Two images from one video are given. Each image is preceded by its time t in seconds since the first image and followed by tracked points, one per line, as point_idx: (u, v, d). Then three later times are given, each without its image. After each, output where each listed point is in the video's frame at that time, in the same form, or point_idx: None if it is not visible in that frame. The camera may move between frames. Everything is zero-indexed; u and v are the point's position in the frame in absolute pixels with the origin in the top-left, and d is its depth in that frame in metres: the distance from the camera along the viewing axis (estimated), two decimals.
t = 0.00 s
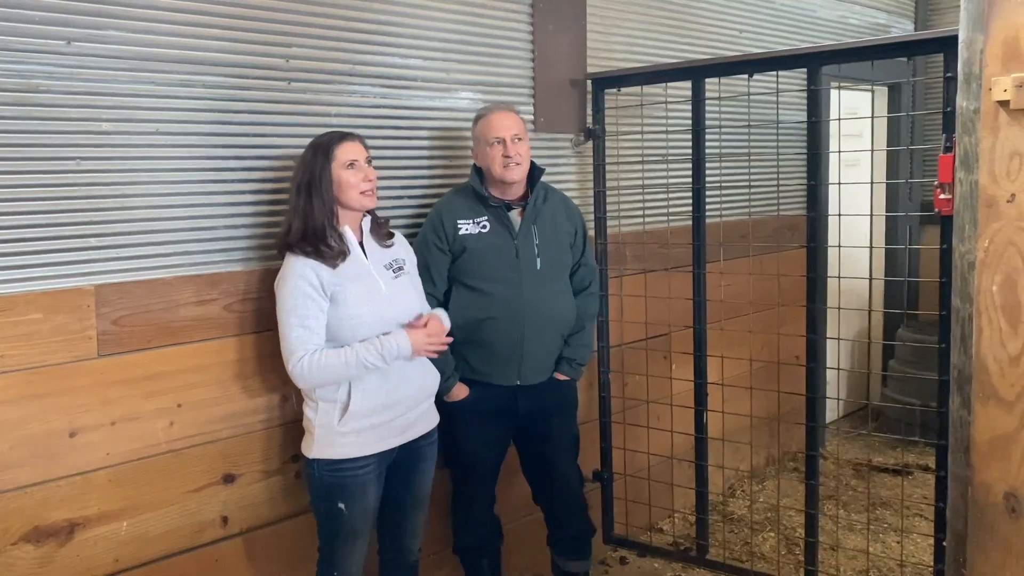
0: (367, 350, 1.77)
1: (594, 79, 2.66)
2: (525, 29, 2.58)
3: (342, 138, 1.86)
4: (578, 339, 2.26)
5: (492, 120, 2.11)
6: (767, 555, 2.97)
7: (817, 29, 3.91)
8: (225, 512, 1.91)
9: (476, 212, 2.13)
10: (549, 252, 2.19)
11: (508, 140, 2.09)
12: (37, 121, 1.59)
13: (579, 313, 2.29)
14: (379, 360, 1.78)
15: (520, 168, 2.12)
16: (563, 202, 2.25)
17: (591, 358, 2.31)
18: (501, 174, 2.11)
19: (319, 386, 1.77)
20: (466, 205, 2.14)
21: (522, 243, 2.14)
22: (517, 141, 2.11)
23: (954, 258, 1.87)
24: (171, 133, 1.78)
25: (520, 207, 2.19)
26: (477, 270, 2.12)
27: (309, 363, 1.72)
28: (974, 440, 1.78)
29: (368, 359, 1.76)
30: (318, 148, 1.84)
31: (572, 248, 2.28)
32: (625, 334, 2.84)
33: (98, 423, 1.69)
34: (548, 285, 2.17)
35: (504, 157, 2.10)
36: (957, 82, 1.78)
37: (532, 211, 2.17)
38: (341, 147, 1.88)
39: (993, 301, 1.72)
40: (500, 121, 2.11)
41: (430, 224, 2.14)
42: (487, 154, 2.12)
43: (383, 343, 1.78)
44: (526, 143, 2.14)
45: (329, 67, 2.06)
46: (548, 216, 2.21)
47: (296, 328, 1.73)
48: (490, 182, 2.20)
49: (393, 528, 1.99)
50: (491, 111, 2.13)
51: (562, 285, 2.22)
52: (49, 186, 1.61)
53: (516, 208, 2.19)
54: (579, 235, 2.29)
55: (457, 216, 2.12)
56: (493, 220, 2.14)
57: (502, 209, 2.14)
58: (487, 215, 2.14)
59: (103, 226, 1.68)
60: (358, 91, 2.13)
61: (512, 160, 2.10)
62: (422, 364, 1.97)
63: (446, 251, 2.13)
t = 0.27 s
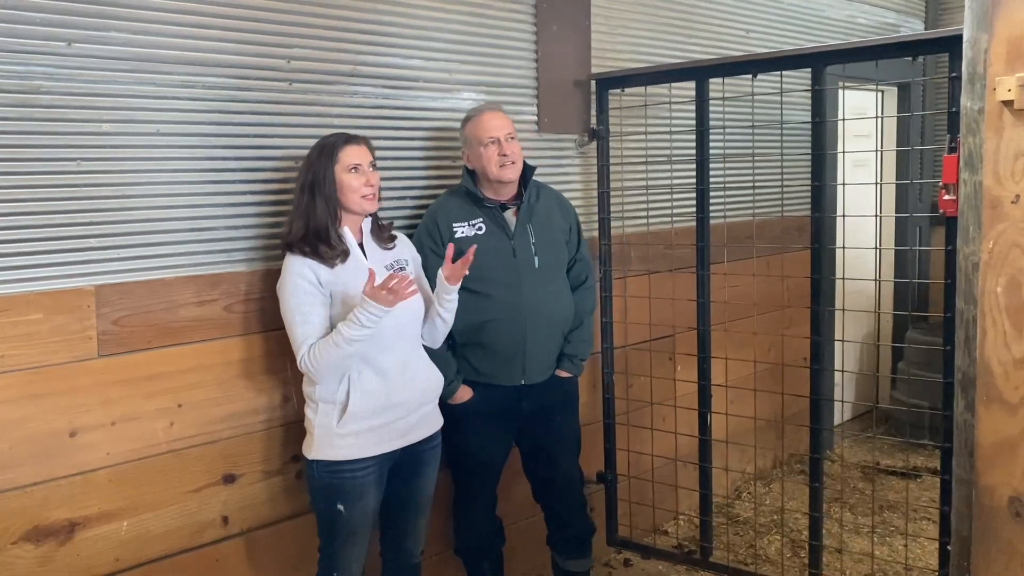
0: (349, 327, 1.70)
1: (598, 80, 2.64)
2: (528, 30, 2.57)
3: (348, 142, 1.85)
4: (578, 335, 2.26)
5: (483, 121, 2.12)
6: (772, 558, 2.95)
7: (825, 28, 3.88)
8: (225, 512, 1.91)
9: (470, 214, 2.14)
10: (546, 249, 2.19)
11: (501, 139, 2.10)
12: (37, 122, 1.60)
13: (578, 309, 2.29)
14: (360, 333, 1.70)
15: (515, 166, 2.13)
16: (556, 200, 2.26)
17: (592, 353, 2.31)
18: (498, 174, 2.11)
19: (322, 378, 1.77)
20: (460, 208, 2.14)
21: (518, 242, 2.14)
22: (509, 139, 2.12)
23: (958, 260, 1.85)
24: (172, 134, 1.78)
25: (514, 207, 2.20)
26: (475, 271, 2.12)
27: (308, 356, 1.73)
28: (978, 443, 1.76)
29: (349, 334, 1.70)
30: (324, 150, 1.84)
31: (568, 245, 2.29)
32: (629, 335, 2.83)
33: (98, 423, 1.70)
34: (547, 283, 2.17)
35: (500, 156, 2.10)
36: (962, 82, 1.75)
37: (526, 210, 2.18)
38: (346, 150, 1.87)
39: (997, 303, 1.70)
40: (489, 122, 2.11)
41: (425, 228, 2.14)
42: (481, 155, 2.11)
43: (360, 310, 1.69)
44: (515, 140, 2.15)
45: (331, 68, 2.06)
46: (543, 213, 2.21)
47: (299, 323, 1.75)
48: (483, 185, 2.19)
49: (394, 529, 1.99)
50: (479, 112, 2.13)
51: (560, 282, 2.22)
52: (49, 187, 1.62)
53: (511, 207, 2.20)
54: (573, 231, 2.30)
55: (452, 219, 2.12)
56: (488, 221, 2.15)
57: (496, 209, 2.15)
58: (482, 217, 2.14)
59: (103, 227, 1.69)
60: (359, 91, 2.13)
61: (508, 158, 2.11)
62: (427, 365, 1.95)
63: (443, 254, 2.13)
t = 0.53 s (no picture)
0: (347, 313, 1.70)
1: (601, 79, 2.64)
2: (530, 29, 2.57)
3: (349, 142, 1.85)
4: (582, 334, 2.26)
5: (479, 121, 2.12)
6: (775, 560, 2.94)
7: (831, 27, 3.87)
8: (226, 511, 1.92)
9: (470, 214, 2.14)
10: (548, 247, 2.18)
11: (499, 137, 2.11)
12: (38, 122, 1.61)
13: (582, 307, 2.28)
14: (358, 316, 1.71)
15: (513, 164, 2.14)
16: (556, 198, 2.26)
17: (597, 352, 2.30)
18: (497, 172, 2.11)
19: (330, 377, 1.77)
20: (460, 208, 2.15)
21: (519, 239, 2.14)
22: (507, 138, 2.12)
23: (962, 261, 1.83)
24: (173, 134, 1.79)
25: (515, 206, 2.21)
26: (477, 271, 2.12)
27: (312, 353, 1.73)
28: (981, 445, 1.75)
29: (347, 319, 1.70)
30: (325, 151, 1.84)
31: (570, 242, 2.28)
32: (632, 335, 2.83)
33: (98, 422, 1.70)
34: (549, 280, 2.16)
35: (499, 154, 2.11)
36: (965, 81, 1.74)
37: (526, 209, 2.18)
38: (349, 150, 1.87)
39: (1000, 304, 1.69)
40: (486, 121, 2.12)
41: (426, 229, 2.14)
42: (479, 155, 2.12)
43: (354, 291, 1.70)
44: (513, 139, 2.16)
45: (333, 68, 2.06)
46: (543, 211, 2.21)
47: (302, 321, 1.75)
48: (483, 185, 2.20)
49: (395, 530, 1.99)
50: (476, 113, 2.14)
51: (563, 279, 2.21)
52: (50, 187, 1.63)
53: (511, 206, 2.21)
54: (575, 229, 2.29)
55: (453, 219, 2.13)
56: (488, 220, 2.15)
57: (496, 208, 2.15)
58: (482, 216, 2.14)
59: (104, 227, 1.69)
60: (361, 92, 2.13)
61: (506, 156, 2.11)
62: (427, 366, 1.95)
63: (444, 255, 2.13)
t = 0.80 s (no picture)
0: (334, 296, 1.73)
1: (603, 79, 2.64)
2: (532, 29, 2.57)
3: (350, 141, 1.85)
4: (587, 333, 2.26)
5: (483, 119, 2.12)
6: (778, 560, 2.93)
7: (835, 27, 3.85)
8: (228, 509, 1.92)
9: (473, 213, 2.15)
10: (552, 245, 2.18)
11: (503, 136, 2.11)
12: (40, 122, 1.62)
13: (586, 307, 2.28)
14: (346, 297, 1.73)
15: (517, 162, 2.14)
16: (559, 197, 2.26)
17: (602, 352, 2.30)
18: (501, 170, 2.11)
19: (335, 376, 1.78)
20: (463, 206, 2.15)
21: (523, 237, 2.13)
22: (511, 136, 2.13)
23: (963, 261, 1.83)
24: (174, 135, 1.80)
25: (517, 205, 2.21)
26: (480, 268, 2.11)
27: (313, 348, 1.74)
28: (981, 445, 1.75)
29: (336, 302, 1.72)
30: (327, 150, 1.85)
31: (573, 241, 2.28)
32: (634, 335, 2.83)
33: (100, 420, 1.71)
34: (553, 278, 2.16)
35: (503, 152, 2.11)
36: (965, 80, 1.73)
37: (529, 207, 2.18)
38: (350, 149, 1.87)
39: (1001, 303, 1.68)
40: (491, 120, 2.12)
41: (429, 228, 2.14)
42: (483, 153, 2.12)
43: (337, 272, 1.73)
44: (517, 138, 2.16)
45: (334, 68, 2.07)
46: (546, 209, 2.21)
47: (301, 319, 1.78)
48: (487, 184, 2.20)
49: (397, 530, 1.99)
50: (479, 111, 2.14)
51: (567, 277, 2.21)
52: (51, 187, 1.64)
53: (513, 205, 2.21)
54: (578, 228, 2.29)
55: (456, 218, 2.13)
56: (491, 218, 2.15)
57: (499, 206, 2.15)
58: (485, 215, 2.14)
59: (105, 227, 1.70)
60: (362, 92, 2.14)
61: (510, 154, 2.11)
62: (428, 366, 1.95)
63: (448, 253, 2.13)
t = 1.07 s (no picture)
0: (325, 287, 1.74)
1: (603, 78, 2.64)
2: (531, 28, 2.57)
3: (349, 140, 1.86)
4: (588, 332, 2.26)
5: (483, 118, 2.12)
6: (778, 560, 2.93)
7: (837, 26, 3.85)
8: (227, 508, 1.93)
9: (473, 212, 2.15)
10: (551, 243, 2.18)
11: (502, 134, 2.11)
12: (38, 121, 1.62)
13: (586, 306, 2.28)
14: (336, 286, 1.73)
15: (517, 160, 2.13)
16: (559, 196, 2.27)
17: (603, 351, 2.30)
18: (501, 168, 2.11)
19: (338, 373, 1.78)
20: (463, 205, 2.15)
21: (523, 236, 2.13)
22: (510, 134, 2.12)
23: (962, 260, 1.82)
24: (172, 133, 1.80)
25: (517, 203, 2.21)
26: (480, 267, 2.11)
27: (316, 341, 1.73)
28: (980, 444, 1.74)
29: (327, 293, 1.73)
30: (326, 149, 1.85)
31: (573, 240, 2.28)
32: (635, 334, 2.83)
33: (98, 419, 1.72)
34: (553, 276, 2.16)
35: (503, 150, 2.11)
36: (963, 79, 1.73)
37: (529, 206, 2.18)
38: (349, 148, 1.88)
39: (999, 302, 1.68)
40: (490, 119, 2.12)
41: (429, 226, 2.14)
42: (483, 151, 2.12)
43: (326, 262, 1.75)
44: (517, 137, 2.16)
45: (334, 67, 2.07)
46: (546, 208, 2.21)
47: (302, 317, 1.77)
48: (487, 183, 2.19)
49: (397, 529, 1.99)
50: (479, 110, 2.14)
51: (567, 277, 2.21)
52: (50, 186, 1.64)
53: (513, 204, 2.20)
54: (578, 227, 2.29)
55: (456, 216, 2.13)
56: (491, 217, 2.14)
57: (499, 205, 2.15)
58: (485, 213, 2.14)
59: (103, 225, 1.71)
60: (361, 91, 2.14)
61: (510, 152, 2.11)
62: (427, 365, 1.96)
63: (448, 252, 2.13)
